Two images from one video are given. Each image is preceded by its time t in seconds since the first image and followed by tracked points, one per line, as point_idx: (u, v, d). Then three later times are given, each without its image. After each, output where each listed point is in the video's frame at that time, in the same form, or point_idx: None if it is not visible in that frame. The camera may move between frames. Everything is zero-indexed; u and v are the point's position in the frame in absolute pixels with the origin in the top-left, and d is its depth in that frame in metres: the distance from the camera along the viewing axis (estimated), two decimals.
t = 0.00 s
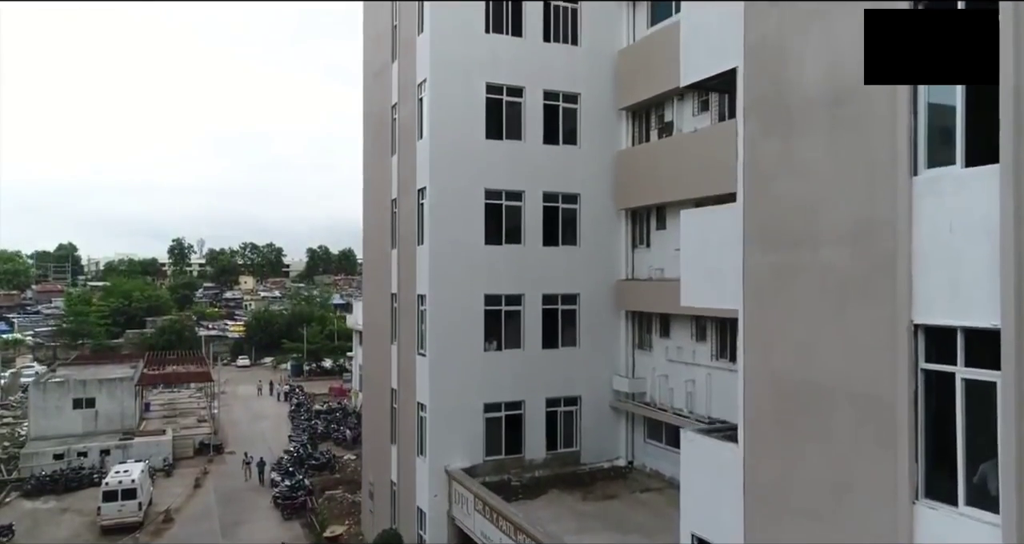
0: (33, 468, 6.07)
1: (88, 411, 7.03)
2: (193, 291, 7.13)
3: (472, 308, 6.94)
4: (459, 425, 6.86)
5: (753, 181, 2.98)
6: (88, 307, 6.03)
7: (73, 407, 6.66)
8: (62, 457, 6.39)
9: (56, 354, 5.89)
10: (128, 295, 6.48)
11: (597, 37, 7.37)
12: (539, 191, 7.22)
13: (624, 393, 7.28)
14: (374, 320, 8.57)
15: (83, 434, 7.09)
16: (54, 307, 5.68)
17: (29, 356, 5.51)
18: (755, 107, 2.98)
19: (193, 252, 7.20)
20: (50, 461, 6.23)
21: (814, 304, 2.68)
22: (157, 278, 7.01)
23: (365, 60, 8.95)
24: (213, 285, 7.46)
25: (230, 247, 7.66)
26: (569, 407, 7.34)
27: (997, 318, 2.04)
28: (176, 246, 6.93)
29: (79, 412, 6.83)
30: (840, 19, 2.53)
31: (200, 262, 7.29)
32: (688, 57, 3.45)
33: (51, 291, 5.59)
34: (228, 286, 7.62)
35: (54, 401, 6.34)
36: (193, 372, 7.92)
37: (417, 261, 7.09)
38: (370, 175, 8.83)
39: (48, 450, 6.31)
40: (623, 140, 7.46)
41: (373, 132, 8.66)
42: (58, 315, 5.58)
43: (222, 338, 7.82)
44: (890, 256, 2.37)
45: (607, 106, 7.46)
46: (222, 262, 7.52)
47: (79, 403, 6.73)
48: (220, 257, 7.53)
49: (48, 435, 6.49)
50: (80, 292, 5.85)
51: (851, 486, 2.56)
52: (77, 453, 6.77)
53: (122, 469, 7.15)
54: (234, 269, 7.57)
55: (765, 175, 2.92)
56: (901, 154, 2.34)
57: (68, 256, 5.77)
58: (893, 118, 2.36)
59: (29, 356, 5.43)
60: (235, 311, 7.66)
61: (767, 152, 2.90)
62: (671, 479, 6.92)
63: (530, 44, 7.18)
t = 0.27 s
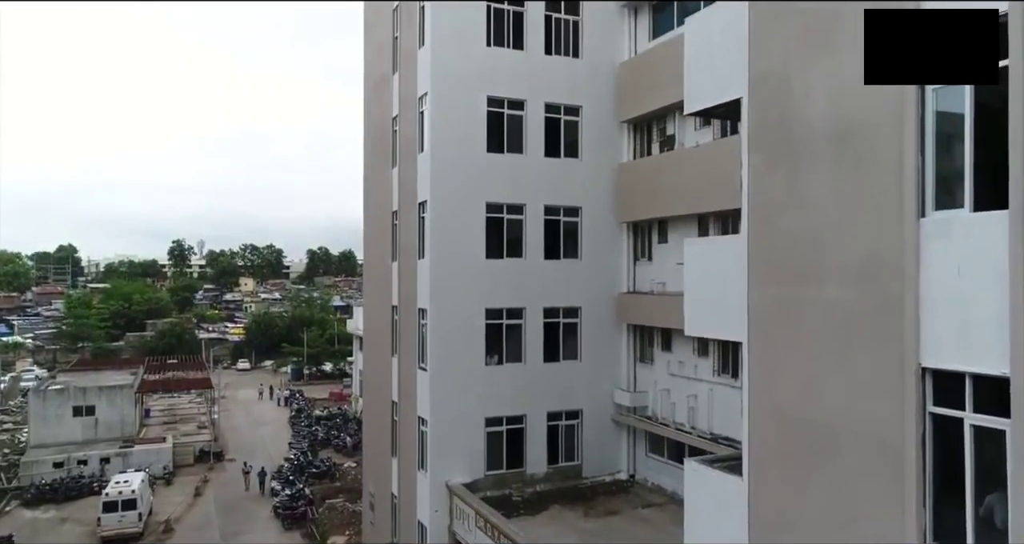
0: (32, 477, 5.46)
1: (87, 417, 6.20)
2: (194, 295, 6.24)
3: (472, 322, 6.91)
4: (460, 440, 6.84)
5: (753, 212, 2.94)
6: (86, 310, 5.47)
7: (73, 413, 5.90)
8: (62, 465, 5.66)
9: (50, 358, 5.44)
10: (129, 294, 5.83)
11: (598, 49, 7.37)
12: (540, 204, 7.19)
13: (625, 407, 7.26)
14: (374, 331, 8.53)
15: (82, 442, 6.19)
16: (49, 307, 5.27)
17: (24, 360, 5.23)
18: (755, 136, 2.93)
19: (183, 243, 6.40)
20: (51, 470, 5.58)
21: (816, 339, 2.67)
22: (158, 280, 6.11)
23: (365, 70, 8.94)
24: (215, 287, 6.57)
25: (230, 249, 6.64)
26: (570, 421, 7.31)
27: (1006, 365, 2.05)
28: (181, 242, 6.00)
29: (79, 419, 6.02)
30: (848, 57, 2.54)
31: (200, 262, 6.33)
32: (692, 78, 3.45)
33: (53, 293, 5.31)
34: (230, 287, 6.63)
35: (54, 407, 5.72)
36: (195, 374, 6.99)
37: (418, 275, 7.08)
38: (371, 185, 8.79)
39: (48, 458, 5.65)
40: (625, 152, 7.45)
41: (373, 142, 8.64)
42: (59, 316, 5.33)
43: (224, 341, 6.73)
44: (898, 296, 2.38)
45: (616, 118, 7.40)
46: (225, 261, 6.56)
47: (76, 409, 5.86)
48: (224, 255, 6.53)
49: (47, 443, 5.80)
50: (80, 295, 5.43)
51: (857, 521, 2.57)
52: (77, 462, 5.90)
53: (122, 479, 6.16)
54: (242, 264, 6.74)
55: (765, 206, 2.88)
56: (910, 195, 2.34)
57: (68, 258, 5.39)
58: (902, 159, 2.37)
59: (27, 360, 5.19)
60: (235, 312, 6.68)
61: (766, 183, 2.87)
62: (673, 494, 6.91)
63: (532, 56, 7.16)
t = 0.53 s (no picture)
0: (32, 484, 6.07)
1: (87, 425, 6.53)
2: (196, 297, 6.76)
3: (472, 336, 6.88)
4: (460, 455, 6.81)
5: (760, 245, 2.94)
6: (88, 312, 6.14)
7: (72, 421, 6.38)
8: (62, 473, 6.19)
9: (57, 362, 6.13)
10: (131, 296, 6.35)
11: (599, 61, 7.34)
12: (541, 218, 7.17)
13: (627, 420, 7.25)
14: (374, 342, 8.51)
15: (81, 451, 6.52)
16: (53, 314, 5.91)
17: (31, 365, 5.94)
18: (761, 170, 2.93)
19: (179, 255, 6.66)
20: (51, 478, 6.13)
21: (823, 377, 2.65)
22: (158, 282, 6.65)
23: (365, 81, 8.94)
24: (215, 289, 6.97)
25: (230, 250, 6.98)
26: (571, 435, 7.29)
27: (1015, 416, 2.01)
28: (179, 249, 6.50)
29: (78, 427, 6.44)
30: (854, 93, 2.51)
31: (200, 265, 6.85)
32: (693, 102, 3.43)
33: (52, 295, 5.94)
34: (231, 289, 7.06)
35: (53, 415, 6.29)
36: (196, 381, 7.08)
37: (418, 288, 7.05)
38: (371, 196, 8.78)
39: (48, 466, 6.20)
40: (626, 165, 7.43)
41: (373, 153, 8.63)
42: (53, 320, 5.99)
43: (224, 344, 7.07)
44: (903, 338, 2.35)
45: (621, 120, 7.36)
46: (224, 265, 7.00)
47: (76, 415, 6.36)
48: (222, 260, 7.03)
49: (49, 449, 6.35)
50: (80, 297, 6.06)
51: None
52: (76, 470, 6.36)
53: (121, 489, 6.29)
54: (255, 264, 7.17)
55: (772, 240, 2.88)
56: (914, 236, 2.31)
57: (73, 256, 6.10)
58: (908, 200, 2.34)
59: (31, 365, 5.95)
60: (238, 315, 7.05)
61: (773, 217, 2.87)
62: (674, 509, 6.90)
63: (533, 69, 7.11)
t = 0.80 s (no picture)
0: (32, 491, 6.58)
1: (88, 433, 7.96)
2: (195, 298, 7.65)
3: (473, 349, 6.86)
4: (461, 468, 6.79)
5: (759, 272, 2.90)
6: (89, 314, 6.71)
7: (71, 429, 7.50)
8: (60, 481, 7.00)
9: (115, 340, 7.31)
10: (130, 300, 7.12)
11: (599, 73, 7.32)
12: (542, 229, 7.15)
13: (628, 433, 7.22)
14: (374, 354, 8.48)
15: (83, 455, 7.99)
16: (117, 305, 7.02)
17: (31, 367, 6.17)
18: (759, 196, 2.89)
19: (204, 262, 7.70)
20: (49, 485, 6.90)
21: (827, 411, 2.64)
22: (156, 284, 7.48)
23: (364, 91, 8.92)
24: (216, 291, 7.81)
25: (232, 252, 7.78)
26: (572, 447, 7.27)
27: None
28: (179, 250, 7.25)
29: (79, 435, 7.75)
30: (858, 125, 2.48)
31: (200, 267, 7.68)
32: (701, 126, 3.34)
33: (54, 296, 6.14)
34: (229, 290, 7.89)
35: (54, 424, 7.17)
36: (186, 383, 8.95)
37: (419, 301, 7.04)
38: (370, 205, 8.75)
39: (48, 474, 7.00)
40: (627, 177, 7.41)
41: (373, 162, 8.59)
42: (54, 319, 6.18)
43: (223, 347, 8.35)
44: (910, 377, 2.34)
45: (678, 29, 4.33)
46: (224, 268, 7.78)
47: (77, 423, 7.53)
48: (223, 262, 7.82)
49: (49, 457, 7.38)
50: (80, 299, 6.44)
51: None
52: (76, 478, 7.37)
53: (121, 499, 7.49)
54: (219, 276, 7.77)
55: (772, 268, 2.84)
56: (923, 275, 2.30)
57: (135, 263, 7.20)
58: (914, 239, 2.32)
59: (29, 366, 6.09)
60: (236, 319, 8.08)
61: (774, 244, 2.82)
62: (676, 523, 6.89)
63: (533, 80, 7.09)
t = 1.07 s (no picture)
0: (30, 501, 6.34)
1: (87, 439, 7.11)
2: (195, 301, 7.60)
3: (474, 363, 6.84)
4: (462, 483, 6.76)
5: (768, 307, 2.95)
6: (88, 316, 6.68)
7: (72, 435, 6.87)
8: (60, 488, 6.50)
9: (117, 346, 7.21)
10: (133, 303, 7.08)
11: (599, 85, 7.31)
12: (543, 242, 7.14)
13: (630, 446, 7.16)
14: (375, 366, 8.46)
15: (82, 463, 7.09)
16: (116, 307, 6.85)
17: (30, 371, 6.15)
18: (767, 229, 2.95)
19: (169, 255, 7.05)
20: (47, 494, 6.43)
21: (834, 449, 2.70)
22: (157, 287, 7.40)
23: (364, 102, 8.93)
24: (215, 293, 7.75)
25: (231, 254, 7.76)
26: (573, 460, 7.24)
27: None
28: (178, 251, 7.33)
29: (78, 441, 6.96)
30: (863, 164, 2.51)
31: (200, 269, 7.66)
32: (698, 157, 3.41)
33: (54, 299, 6.16)
34: (229, 293, 7.81)
35: (52, 430, 6.67)
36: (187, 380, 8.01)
37: (419, 314, 7.01)
38: (371, 216, 8.76)
39: (47, 481, 6.52)
40: (628, 190, 7.38)
41: (373, 174, 8.60)
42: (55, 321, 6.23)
43: (223, 349, 7.76)
44: (916, 422, 2.37)
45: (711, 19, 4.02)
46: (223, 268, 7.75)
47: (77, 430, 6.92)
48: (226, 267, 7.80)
49: (51, 465, 6.72)
50: (80, 302, 6.51)
51: None
52: (77, 486, 6.78)
53: (121, 509, 6.70)
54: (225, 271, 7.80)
55: (780, 305, 2.89)
56: (929, 320, 2.31)
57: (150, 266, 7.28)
58: (919, 281, 2.33)
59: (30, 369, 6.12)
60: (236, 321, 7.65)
61: (782, 280, 2.87)
62: (678, 537, 6.88)
63: (534, 93, 7.08)
